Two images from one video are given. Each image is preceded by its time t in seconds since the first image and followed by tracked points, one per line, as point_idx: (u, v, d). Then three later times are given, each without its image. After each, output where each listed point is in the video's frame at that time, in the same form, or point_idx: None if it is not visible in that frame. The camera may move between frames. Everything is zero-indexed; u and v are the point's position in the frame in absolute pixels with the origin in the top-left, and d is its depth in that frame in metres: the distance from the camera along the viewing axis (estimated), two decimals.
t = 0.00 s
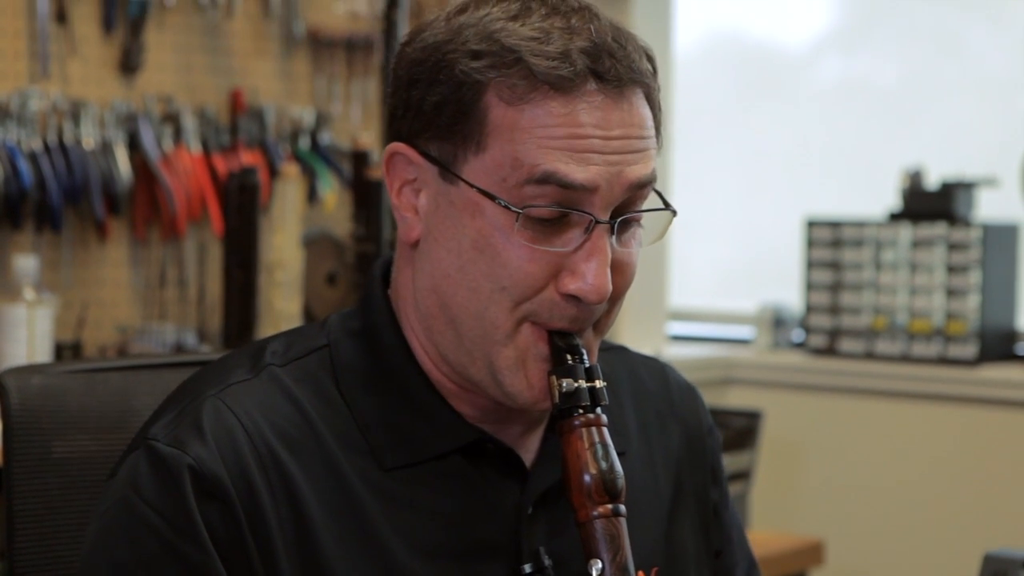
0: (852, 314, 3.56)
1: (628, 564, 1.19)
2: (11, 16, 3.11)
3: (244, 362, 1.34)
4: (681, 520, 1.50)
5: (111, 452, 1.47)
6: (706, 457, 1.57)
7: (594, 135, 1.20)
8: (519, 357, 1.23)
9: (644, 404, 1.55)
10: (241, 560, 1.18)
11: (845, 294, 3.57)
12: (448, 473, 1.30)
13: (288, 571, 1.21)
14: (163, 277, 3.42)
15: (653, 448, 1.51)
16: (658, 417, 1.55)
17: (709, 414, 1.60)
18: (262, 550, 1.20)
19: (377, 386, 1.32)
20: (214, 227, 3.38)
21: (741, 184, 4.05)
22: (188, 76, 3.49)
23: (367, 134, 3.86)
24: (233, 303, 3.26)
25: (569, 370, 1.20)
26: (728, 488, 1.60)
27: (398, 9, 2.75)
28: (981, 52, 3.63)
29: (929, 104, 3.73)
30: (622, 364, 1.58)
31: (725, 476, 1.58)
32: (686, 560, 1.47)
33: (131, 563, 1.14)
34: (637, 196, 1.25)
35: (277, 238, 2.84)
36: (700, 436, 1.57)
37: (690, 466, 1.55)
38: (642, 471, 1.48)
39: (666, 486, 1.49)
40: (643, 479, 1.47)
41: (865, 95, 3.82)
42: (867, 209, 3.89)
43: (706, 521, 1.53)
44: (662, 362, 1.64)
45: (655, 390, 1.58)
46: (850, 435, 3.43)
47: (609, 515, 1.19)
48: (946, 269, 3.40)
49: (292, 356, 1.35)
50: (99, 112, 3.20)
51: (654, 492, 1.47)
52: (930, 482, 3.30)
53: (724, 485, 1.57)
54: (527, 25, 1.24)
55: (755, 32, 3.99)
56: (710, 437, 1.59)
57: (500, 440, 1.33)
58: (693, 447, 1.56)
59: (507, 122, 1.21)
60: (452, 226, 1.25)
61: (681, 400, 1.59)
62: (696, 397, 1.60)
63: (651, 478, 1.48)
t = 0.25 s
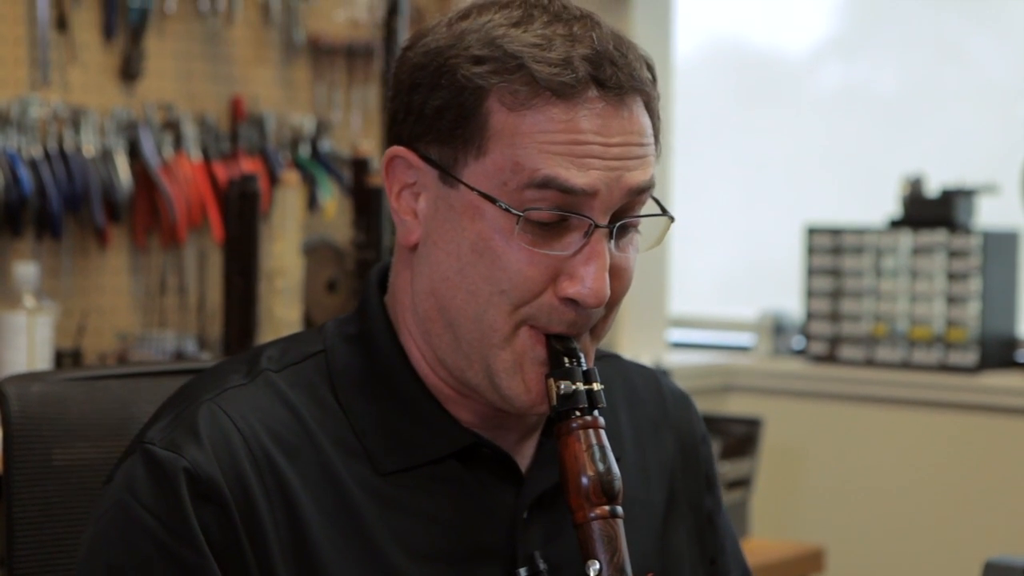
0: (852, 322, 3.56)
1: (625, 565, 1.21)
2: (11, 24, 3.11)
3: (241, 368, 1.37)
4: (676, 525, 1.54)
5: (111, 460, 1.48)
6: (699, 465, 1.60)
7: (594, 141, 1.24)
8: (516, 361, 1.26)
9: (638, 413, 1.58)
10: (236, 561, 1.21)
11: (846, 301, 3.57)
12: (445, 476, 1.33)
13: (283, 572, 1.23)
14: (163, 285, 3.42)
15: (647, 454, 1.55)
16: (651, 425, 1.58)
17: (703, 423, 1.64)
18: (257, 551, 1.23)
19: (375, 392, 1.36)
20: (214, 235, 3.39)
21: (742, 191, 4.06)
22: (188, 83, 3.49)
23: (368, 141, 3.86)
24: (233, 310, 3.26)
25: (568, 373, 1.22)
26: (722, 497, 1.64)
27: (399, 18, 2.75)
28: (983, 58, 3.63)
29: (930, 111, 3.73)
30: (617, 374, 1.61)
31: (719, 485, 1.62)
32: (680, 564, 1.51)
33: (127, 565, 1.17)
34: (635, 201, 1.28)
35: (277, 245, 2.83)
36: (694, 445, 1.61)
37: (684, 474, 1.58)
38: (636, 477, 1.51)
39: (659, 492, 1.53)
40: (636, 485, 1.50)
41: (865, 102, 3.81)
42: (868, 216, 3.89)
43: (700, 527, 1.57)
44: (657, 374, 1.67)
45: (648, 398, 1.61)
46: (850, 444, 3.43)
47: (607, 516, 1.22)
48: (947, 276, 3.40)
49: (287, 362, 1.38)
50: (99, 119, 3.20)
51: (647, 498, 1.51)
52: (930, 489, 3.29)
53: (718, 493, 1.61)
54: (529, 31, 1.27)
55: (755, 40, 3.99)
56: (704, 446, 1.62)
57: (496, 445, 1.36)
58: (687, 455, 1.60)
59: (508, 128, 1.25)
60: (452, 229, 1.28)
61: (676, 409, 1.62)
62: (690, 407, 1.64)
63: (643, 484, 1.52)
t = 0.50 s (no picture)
0: (852, 327, 3.55)
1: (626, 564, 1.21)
2: (11, 29, 3.11)
3: (240, 369, 1.36)
4: (671, 530, 1.53)
5: (110, 467, 1.48)
6: (695, 470, 1.60)
7: (597, 141, 1.25)
8: (518, 362, 1.27)
9: (634, 417, 1.58)
10: (236, 561, 1.21)
11: (846, 306, 3.56)
12: (444, 479, 1.33)
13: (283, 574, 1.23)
14: (163, 290, 3.42)
15: (644, 460, 1.55)
16: (648, 430, 1.58)
17: (698, 428, 1.64)
18: (258, 552, 1.22)
19: (373, 395, 1.36)
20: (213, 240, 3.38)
21: (742, 196, 4.06)
22: (188, 88, 3.48)
23: (367, 145, 3.85)
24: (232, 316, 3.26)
25: (570, 372, 1.23)
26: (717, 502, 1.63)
27: (398, 23, 2.75)
28: (983, 63, 3.61)
29: (930, 116, 3.72)
30: (613, 378, 1.61)
31: (714, 490, 1.61)
32: (676, 570, 1.50)
33: (127, 564, 1.16)
34: (637, 204, 1.30)
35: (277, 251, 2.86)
36: (689, 450, 1.60)
37: (679, 479, 1.58)
38: (632, 482, 1.51)
39: (655, 497, 1.52)
40: (632, 491, 1.50)
41: (867, 107, 3.81)
42: (868, 221, 3.87)
43: (696, 532, 1.56)
44: (652, 378, 1.67)
45: (644, 402, 1.61)
46: (851, 450, 3.42)
47: (608, 514, 1.22)
48: (947, 281, 3.40)
49: (286, 364, 1.37)
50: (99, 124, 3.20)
51: (643, 503, 1.50)
52: (930, 494, 3.29)
53: (713, 498, 1.60)
54: (532, 34, 1.29)
55: (756, 44, 3.99)
56: (699, 451, 1.62)
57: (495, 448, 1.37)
58: (682, 460, 1.59)
59: (512, 128, 1.26)
60: (455, 230, 1.30)
61: (671, 414, 1.62)
62: (685, 411, 1.63)
63: (639, 490, 1.51)
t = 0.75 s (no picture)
0: (852, 331, 3.55)
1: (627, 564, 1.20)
2: (11, 34, 3.11)
3: (241, 370, 1.37)
4: (669, 536, 1.53)
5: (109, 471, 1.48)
6: (692, 474, 1.60)
7: (599, 141, 1.26)
8: (519, 362, 1.27)
9: (632, 423, 1.58)
10: (236, 560, 1.21)
11: (846, 311, 3.56)
12: (444, 480, 1.33)
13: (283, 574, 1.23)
14: (163, 294, 3.42)
15: (641, 465, 1.54)
16: (645, 434, 1.58)
17: (695, 433, 1.63)
18: (258, 553, 1.22)
19: (374, 397, 1.36)
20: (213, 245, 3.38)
21: (742, 201, 4.06)
22: (188, 93, 3.48)
23: (367, 151, 3.85)
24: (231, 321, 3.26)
25: (572, 372, 1.23)
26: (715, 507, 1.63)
27: (398, 27, 2.74)
28: (982, 68, 3.61)
29: (930, 122, 3.71)
30: (613, 383, 1.60)
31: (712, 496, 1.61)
32: None
33: (129, 564, 1.16)
34: (638, 205, 1.30)
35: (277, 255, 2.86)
36: (687, 456, 1.60)
37: (677, 485, 1.58)
38: (631, 489, 1.51)
39: (653, 504, 1.52)
40: (631, 498, 1.50)
41: (868, 113, 3.81)
42: (868, 226, 3.87)
43: (694, 537, 1.56)
44: (650, 383, 1.66)
45: (640, 406, 1.61)
46: (850, 456, 3.42)
47: (610, 514, 1.22)
48: (947, 286, 3.40)
49: (288, 366, 1.38)
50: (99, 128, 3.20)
51: (641, 509, 1.50)
52: (929, 499, 3.28)
53: (711, 503, 1.60)
54: (533, 35, 1.30)
55: (756, 49, 3.99)
56: (697, 456, 1.62)
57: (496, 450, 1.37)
58: (680, 465, 1.59)
59: (514, 128, 1.27)
60: (457, 232, 1.30)
61: (669, 419, 1.62)
62: (683, 417, 1.63)
63: (638, 496, 1.51)
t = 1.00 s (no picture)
0: (852, 336, 3.55)
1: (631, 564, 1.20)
2: (11, 38, 3.11)
3: (244, 372, 1.37)
4: (670, 542, 1.54)
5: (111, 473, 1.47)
6: (691, 479, 1.60)
7: (603, 143, 1.26)
8: (523, 364, 1.27)
9: (633, 430, 1.57)
10: (240, 558, 1.21)
11: (845, 316, 3.56)
12: (446, 481, 1.34)
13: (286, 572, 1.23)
14: (162, 298, 3.42)
15: (642, 472, 1.54)
16: (646, 440, 1.58)
17: (695, 438, 1.63)
18: (261, 551, 1.23)
19: (377, 399, 1.36)
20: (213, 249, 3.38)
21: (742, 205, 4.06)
22: (188, 97, 3.48)
23: (367, 155, 3.85)
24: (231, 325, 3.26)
25: (576, 373, 1.23)
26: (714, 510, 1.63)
27: (398, 31, 2.74)
28: (982, 72, 3.60)
29: (930, 127, 3.71)
30: (614, 389, 1.59)
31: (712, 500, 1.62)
32: None
33: (133, 563, 1.17)
34: (641, 208, 1.30)
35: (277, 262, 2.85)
36: (687, 462, 1.60)
37: (678, 490, 1.58)
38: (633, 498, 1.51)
39: (654, 511, 1.52)
40: (634, 506, 1.50)
41: (868, 118, 3.80)
42: (868, 231, 3.86)
43: (694, 542, 1.57)
44: (650, 388, 1.66)
45: (641, 412, 1.60)
46: (850, 460, 3.42)
47: (613, 515, 1.21)
48: (947, 290, 3.39)
49: (291, 368, 1.38)
50: (99, 133, 3.21)
51: (643, 517, 1.50)
52: (930, 504, 3.28)
53: (711, 508, 1.60)
54: (535, 37, 1.31)
55: (756, 53, 3.99)
56: (697, 461, 1.62)
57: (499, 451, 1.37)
58: (680, 470, 1.59)
59: (519, 130, 1.27)
60: (460, 233, 1.31)
61: (669, 424, 1.61)
62: (683, 422, 1.63)
63: (640, 504, 1.51)
